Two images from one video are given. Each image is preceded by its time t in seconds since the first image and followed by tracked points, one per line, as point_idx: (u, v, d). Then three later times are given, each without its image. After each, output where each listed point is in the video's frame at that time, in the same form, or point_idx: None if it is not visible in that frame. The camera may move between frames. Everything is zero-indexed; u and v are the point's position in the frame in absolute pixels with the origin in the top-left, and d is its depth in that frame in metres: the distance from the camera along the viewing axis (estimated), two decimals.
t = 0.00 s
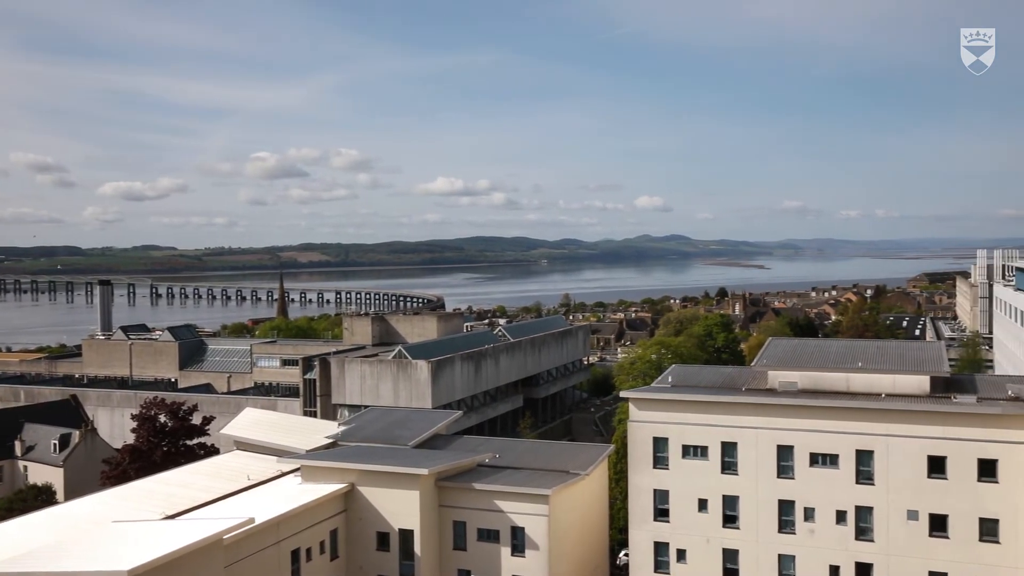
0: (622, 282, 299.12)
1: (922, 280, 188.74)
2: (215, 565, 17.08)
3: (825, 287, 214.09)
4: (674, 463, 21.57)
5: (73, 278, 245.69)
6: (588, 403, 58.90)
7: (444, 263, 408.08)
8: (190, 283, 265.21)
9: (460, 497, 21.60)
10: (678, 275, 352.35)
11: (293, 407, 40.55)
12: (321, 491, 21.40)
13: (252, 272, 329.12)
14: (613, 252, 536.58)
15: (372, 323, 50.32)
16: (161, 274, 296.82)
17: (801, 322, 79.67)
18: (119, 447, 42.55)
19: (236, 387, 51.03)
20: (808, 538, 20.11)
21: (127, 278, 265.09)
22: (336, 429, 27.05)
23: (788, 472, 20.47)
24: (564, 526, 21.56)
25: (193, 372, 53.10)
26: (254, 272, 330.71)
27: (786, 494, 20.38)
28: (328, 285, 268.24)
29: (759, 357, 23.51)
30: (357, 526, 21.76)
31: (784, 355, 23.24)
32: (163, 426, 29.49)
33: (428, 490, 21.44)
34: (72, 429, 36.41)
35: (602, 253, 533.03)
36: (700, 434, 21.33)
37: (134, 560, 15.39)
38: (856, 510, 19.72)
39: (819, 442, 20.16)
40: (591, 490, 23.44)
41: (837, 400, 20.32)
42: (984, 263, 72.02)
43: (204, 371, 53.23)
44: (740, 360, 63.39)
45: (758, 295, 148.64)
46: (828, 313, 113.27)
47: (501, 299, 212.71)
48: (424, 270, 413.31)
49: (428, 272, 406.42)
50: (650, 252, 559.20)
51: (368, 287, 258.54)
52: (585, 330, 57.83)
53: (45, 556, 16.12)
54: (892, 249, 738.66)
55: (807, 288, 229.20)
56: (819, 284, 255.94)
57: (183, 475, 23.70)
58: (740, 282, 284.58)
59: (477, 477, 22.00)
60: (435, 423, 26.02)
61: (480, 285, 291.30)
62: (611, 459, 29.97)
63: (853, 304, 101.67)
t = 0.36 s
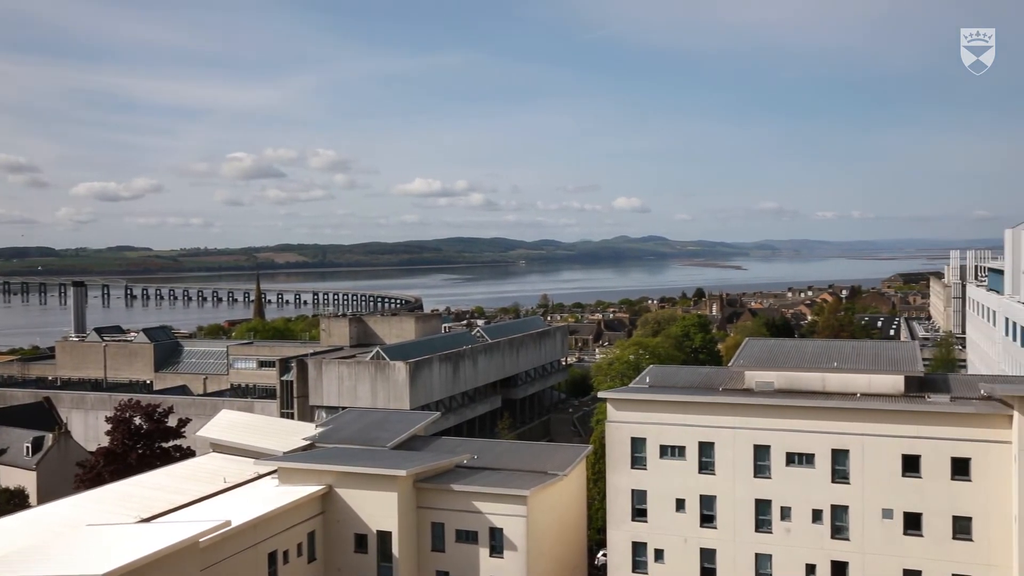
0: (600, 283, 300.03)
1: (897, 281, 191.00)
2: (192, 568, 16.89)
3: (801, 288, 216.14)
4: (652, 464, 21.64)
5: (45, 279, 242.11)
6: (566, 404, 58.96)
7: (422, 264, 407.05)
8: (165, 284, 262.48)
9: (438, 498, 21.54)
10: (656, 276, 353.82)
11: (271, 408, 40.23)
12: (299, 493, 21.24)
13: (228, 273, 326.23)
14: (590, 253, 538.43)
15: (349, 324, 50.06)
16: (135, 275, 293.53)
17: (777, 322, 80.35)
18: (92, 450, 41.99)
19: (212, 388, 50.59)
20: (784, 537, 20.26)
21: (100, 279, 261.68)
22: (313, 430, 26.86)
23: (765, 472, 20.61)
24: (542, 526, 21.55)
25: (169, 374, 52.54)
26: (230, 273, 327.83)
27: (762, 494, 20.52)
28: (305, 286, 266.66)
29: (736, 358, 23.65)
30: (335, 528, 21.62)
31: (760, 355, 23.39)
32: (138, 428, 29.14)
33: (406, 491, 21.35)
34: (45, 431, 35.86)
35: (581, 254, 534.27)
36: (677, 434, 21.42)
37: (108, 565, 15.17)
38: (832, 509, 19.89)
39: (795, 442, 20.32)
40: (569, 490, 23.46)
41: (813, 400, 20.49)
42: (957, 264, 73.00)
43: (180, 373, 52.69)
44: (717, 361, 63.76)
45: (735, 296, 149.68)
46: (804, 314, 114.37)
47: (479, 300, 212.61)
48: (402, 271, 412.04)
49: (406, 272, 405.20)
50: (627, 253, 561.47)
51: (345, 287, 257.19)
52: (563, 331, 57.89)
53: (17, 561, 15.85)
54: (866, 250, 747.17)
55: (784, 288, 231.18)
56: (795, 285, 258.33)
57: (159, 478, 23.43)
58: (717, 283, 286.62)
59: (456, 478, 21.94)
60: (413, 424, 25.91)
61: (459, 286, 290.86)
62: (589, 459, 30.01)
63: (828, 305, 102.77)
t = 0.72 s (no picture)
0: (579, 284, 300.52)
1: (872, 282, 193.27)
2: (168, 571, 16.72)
3: (779, 288, 217.94)
4: (630, 464, 21.71)
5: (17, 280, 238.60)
6: (545, 404, 59.01)
7: (401, 265, 405.85)
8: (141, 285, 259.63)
9: (416, 499, 21.47)
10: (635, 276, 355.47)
11: (248, 410, 39.92)
12: (276, 495, 21.09)
13: (204, 274, 323.26)
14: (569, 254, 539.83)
15: (327, 325, 49.77)
16: (110, 275, 290.03)
17: (755, 323, 80.95)
18: (67, 453, 41.39)
19: (188, 390, 50.17)
20: (761, 536, 20.40)
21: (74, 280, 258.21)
22: (291, 432, 26.67)
23: (743, 471, 20.74)
24: (521, 526, 21.53)
25: (144, 376, 52.02)
26: (207, 274, 324.85)
27: (740, 493, 20.65)
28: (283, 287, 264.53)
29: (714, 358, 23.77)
30: (313, 530, 21.48)
31: (737, 355, 23.53)
32: (113, 431, 28.81)
33: (385, 493, 21.25)
34: (18, 434, 35.28)
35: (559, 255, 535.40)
36: (656, 434, 21.51)
37: (83, 568, 14.99)
38: (809, 508, 20.06)
39: (772, 442, 20.46)
40: (548, 491, 23.45)
41: (789, 399, 20.66)
42: (931, 265, 73.93)
43: (156, 375, 52.17)
44: (694, 361, 64.11)
45: (712, 297, 150.65)
46: (781, 314, 115.31)
47: (458, 301, 212.46)
48: (381, 271, 410.46)
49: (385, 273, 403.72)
50: (606, 254, 563.19)
51: (324, 288, 255.80)
52: (542, 331, 57.94)
53: None
54: (842, 251, 755.08)
55: (761, 289, 233.08)
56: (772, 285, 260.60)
57: (134, 481, 23.15)
58: (696, 283, 288.24)
59: (434, 479, 21.87)
60: (392, 425, 25.78)
61: (438, 287, 290.05)
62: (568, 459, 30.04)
63: (805, 305, 103.72)
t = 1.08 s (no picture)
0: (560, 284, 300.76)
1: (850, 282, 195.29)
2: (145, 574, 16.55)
3: (758, 289, 219.57)
4: (610, 464, 21.76)
5: None
6: (525, 404, 59.02)
7: (381, 265, 404.34)
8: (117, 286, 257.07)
9: (396, 500, 21.39)
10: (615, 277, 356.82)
11: (226, 412, 39.60)
12: (255, 496, 20.93)
13: (182, 275, 320.21)
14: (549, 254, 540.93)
15: (307, 326, 49.47)
16: (86, 276, 286.83)
17: (734, 322, 81.45)
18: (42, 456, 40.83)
19: (166, 392, 49.73)
20: (740, 535, 20.51)
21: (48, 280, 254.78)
22: (270, 433, 26.48)
23: (722, 471, 20.86)
24: (502, 527, 21.50)
25: (121, 377, 51.46)
26: (184, 274, 321.80)
27: (720, 493, 20.75)
28: (261, 288, 262.60)
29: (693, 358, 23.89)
30: (292, 531, 21.34)
31: (717, 355, 23.66)
32: (89, 433, 28.46)
33: (364, 494, 21.15)
34: None
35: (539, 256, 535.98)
36: (636, 433, 21.57)
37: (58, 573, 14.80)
38: (787, 507, 20.20)
39: (751, 441, 20.59)
40: (528, 491, 23.43)
41: (768, 398, 20.80)
42: (907, 266, 74.74)
43: (133, 376, 51.63)
44: (674, 361, 64.41)
45: (692, 297, 151.47)
46: (760, 314, 116.13)
47: (439, 301, 212.06)
48: (360, 272, 408.84)
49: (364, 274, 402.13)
50: (586, 254, 564.84)
51: (303, 289, 254.32)
52: (522, 332, 57.97)
53: None
54: (819, 252, 762.21)
55: (740, 289, 234.66)
56: (751, 286, 262.63)
57: (111, 483, 22.90)
58: (676, 284, 289.76)
59: (414, 480, 21.81)
60: (371, 426, 25.67)
61: (418, 287, 289.18)
62: (548, 460, 30.06)
63: (784, 305, 104.52)
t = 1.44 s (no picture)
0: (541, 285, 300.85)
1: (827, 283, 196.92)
2: None
3: (738, 289, 221.07)
4: (591, 464, 21.79)
5: None
6: (506, 405, 59.00)
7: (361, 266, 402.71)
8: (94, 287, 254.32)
9: (377, 502, 21.30)
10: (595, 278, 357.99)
11: (205, 413, 39.28)
12: (235, 498, 20.78)
13: (160, 275, 317.05)
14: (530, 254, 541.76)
15: (287, 327, 49.16)
16: (62, 277, 283.53)
17: (714, 322, 81.91)
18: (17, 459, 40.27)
19: (144, 394, 49.25)
20: (720, 534, 20.61)
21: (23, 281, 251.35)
22: (250, 435, 26.29)
23: (702, 470, 20.95)
24: (483, 527, 21.47)
25: (98, 379, 50.89)
26: (162, 275, 318.68)
27: (700, 492, 20.84)
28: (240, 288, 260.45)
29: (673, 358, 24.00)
30: (272, 534, 21.20)
31: (697, 355, 23.77)
32: (66, 436, 28.14)
33: (345, 496, 21.04)
34: None
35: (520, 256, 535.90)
36: (616, 434, 21.62)
37: None
38: (767, 506, 20.32)
39: (730, 441, 20.69)
40: (509, 492, 23.42)
41: (747, 398, 20.92)
42: (885, 266, 75.43)
43: (110, 378, 51.06)
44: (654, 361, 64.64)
45: (672, 297, 152.17)
46: (740, 313, 116.86)
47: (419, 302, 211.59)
48: (340, 273, 407.08)
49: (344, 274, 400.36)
50: (567, 254, 566.09)
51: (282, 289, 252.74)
52: (503, 333, 57.94)
53: None
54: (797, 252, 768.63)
55: (720, 289, 235.89)
56: (730, 286, 264.38)
57: (88, 486, 22.63)
58: (656, 284, 290.85)
59: (395, 481, 21.72)
60: (352, 428, 25.54)
61: (398, 288, 288.27)
62: (529, 460, 30.07)
63: (764, 305, 105.26)
